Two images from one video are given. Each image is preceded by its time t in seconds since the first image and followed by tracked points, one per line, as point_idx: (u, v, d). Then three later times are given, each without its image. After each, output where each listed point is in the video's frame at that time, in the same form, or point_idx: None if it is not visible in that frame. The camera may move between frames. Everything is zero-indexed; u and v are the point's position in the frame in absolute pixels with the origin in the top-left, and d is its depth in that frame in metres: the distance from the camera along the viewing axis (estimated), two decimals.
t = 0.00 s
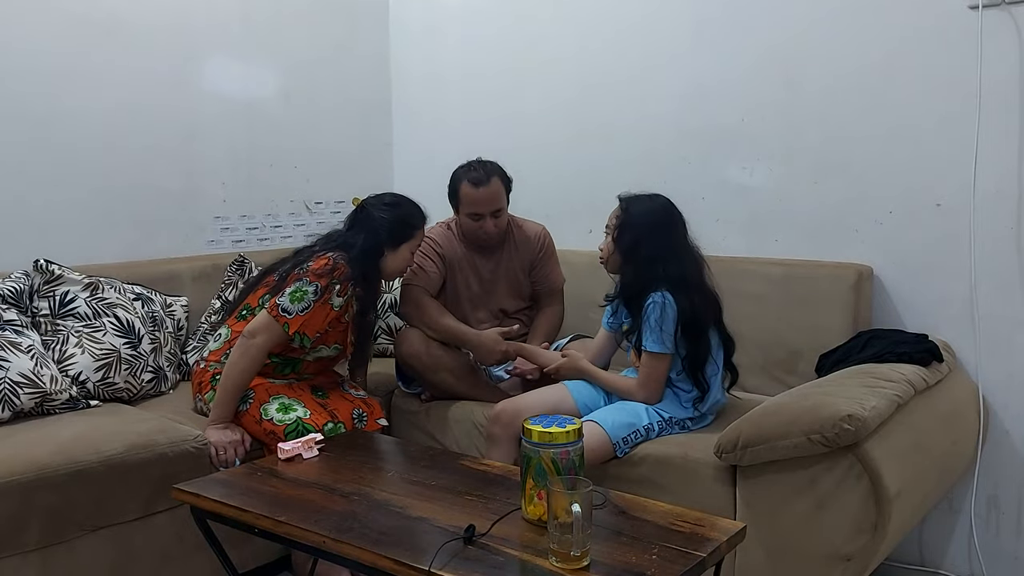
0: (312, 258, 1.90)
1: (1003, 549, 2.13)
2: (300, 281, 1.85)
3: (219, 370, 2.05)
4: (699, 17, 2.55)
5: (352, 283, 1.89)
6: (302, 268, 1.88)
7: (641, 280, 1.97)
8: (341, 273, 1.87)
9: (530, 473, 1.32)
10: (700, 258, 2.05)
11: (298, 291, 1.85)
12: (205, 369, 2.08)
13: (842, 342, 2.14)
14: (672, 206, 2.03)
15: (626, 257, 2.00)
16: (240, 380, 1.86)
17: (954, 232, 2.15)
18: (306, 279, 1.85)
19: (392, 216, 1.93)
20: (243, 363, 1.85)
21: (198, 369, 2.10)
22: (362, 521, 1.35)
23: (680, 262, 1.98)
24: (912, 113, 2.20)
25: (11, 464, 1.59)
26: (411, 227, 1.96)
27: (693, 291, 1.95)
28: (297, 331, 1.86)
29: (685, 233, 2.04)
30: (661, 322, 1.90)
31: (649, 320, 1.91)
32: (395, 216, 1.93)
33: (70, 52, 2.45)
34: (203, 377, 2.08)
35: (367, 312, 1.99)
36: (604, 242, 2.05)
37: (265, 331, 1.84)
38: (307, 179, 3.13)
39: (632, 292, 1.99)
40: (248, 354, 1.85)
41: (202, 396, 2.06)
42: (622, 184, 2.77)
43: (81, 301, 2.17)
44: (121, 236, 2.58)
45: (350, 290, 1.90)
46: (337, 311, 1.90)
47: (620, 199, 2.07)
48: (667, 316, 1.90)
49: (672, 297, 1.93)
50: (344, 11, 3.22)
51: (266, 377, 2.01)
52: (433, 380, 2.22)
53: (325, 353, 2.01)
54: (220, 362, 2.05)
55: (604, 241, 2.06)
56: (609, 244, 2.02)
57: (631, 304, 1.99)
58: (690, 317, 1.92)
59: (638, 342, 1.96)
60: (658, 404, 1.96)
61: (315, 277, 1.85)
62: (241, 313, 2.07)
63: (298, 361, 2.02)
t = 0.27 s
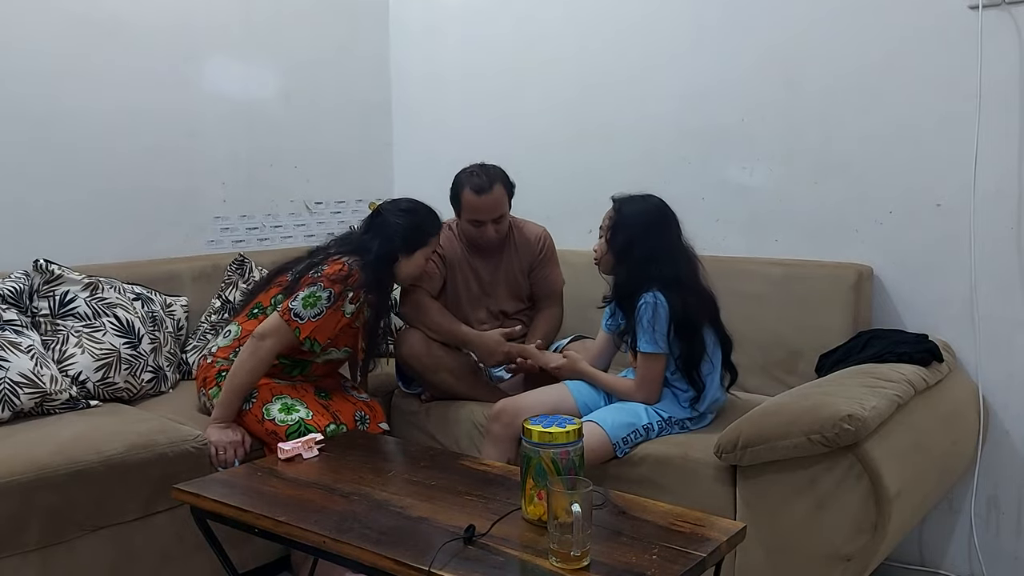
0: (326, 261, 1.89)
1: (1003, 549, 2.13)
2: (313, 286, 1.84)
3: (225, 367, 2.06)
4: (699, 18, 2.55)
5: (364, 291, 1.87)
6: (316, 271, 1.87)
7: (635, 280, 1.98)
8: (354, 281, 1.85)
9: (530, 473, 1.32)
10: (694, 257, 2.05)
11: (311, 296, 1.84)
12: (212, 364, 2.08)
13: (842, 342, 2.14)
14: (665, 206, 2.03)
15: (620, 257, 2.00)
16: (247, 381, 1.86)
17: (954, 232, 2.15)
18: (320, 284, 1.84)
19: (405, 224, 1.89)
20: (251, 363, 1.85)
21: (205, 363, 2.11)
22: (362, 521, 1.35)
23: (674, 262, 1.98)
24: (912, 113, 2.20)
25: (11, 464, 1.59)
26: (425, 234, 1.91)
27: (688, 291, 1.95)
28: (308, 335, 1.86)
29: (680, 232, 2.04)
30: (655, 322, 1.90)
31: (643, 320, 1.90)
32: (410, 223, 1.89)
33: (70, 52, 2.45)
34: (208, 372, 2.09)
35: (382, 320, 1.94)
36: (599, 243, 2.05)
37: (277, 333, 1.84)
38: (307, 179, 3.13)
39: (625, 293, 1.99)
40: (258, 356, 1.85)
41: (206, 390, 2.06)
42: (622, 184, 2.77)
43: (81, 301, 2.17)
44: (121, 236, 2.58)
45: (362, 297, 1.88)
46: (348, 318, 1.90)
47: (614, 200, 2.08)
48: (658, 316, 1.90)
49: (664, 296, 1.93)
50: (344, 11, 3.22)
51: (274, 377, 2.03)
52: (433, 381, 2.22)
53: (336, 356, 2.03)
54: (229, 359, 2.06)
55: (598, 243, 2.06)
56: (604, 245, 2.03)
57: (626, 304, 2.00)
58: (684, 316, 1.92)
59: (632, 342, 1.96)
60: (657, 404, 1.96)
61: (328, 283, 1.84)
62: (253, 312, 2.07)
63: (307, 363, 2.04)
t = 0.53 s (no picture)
0: (339, 263, 1.87)
1: (1003, 548, 2.13)
2: (326, 291, 1.82)
3: (230, 364, 2.05)
4: (699, 18, 2.55)
5: (374, 297, 1.85)
6: (328, 274, 1.85)
7: (632, 280, 1.98)
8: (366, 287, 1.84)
9: (530, 473, 1.32)
10: (691, 256, 2.05)
11: (323, 302, 1.82)
12: (217, 360, 2.08)
13: (842, 342, 2.14)
14: (660, 207, 2.03)
15: (616, 258, 2.00)
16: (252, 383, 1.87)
17: (954, 232, 2.15)
18: (332, 290, 1.82)
19: (419, 230, 1.84)
20: (258, 366, 1.85)
21: (210, 359, 2.11)
22: (362, 521, 1.35)
23: (670, 262, 1.98)
24: (912, 114, 2.20)
25: (10, 464, 1.59)
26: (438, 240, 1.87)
27: (685, 291, 1.95)
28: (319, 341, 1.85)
29: (675, 232, 2.04)
30: (653, 323, 1.90)
31: (642, 322, 1.91)
32: (422, 228, 1.85)
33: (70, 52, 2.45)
34: (213, 368, 2.09)
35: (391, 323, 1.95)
36: (595, 245, 2.05)
37: (286, 338, 1.83)
38: (307, 179, 3.13)
39: (623, 293, 1.99)
40: (268, 359, 1.85)
41: (210, 386, 2.06)
42: (622, 184, 2.77)
43: (81, 301, 2.17)
44: (121, 237, 2.58)
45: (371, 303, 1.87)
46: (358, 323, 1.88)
47: (608, 201, 2.08)
48: (657, 316, 1.90)
49: (662, 296, 1.93)
50: (344, 11, 3.22)
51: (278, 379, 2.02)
52: (433, 381, 2.22)
53: (344, 359, 2.00)
54: (235, 356, 2.06)
55: (595, 245, 2.06)
56: (599, 248, 2.03)
57: (624, 305, 2.00)
58: (682, 316, 1.92)
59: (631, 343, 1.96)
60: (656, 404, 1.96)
61: (341, 289, 1.82)
62: (262, 310, 2.06)
63: (313, 364, 2.03)
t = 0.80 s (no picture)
0: (349, 266, 1.86)
1: (1003, 549, 2.12)
2: (337, 295, 1.82)
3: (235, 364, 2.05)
4: (699, 18, 2.55)
5: (381, 301, 1.85)
6: (338, 277, 1.84)
7: (628, 281, 1.98)
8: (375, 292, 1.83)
9: (530, 473, 1.31)
10: (686, 256, 2.05)
11: (334, 306, 1.82)
12: (222, 357, 2.07)
13: (842, 342, 2.14)
14: (654, 206, 2.03)
15: (611, 260, 2.00)
16: (256, 384, 1.86)
17: (954, 232, 2.15)
18: (343, 294, 1.82)
19: (430, 235, 1.83)
20: (265, 367, 1.85)
21: (215, 356, 2.10)
22: (362, 521, 1.35)
23: (666, 263, 1.98)
24: (912, 113, 2.20)
25: (10, 464, 1.59)
26: (449, 245, 1.85)
27: (681, 291, 1.95)
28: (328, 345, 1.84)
29: (670, 231, 2.04)
30: (650, 324, 1.90)
31: (638, 323, 1.91)
32: (434, 233, 1.83)
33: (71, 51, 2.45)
34: (217, 364, 2.08)
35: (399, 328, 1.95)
36: (590, 247, 2.05)
37: (294, 341, 1.83)
38: (307, 179, 3.13)
39: (618, 295, 2.00)
40: (275, 362, 1.84)
41: (214, 382, 2.05)
42: (622, 184, 2.77)
43: (81, 301, 2.17)
44: (121, 237, 2.58)
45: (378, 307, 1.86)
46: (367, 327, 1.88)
47: (603, 202, 2.08)
48: (653, 316, 1.90)
49: (658, 296, 1.93)
50: (344, 11, 3.22)
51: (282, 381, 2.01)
52: (433, 381, 2.22)
53: (349, 361, 1.95)
54: (240, 355, 2.05)
55: (590, 246, 2.06)
56: (595, 249, 2.03)
57: (620, 306, 2.00)
58: (679, 316, 1.92)
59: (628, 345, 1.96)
60: (655, 403, 1.95)
61: (352, 293, 1.82)
62: (268, 310, 2.05)
63: (318, 366, 2.02)
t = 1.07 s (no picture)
0: (353, 267, 1.86)
1: (1003, 549, 2.12)
2: (343, 297, 1.81)
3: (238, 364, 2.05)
4: (699, 17, 2.55)
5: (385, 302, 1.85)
6: (343, 279, 1.83)
7: (625, 281, 1.98)
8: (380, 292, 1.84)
9: (530, 473, 1.31)
10: (683, 255, 2.05)
11: (340, 307, 1.82)
12: (225, 356, 2.07)
13: (842, 342, 2.14)
14: (650, 206, 2.04)
15: (608, 260, 2.00)
16: (260, 384, 1.86)
17: (954, 232, 2.15)
18: (349, 296, 1.81)
19: (435, 237, 1.83)
20: (268, 368, 1.85)
21: (218, 354, 2.10)
22: (362, 521, 1.34)
23: (662, 263, 1.98)
24: (912, 113, 2.20)
25: (10, 464, 1.59)
26: (454, 247, 1.85)
27: (678, 291, 1.95)
28: (333, 347, 1.84)
29: (666, 231, 2.04)
30: (647, 324, 1.90)
31: (635, 323, 1.91)
32: (439, 235, 1.83)
33: (71, 51, 2.45)
34: (220, 363, 2.08)
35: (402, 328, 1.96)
36: (587, 247, 2.06)
37: (298, 343, 1.83)
38: (307, 179, 3.13)
39: (615, 295, 2.00)
40: (279, 364, 1.85)
41: (216, 381, 2.05)
42: (622, 184, 2.77)
43: (81, 301, 2.16)
44: (121, 237, 2.58)
45: (383, 308, 1.87)
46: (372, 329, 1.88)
47: (598, 203, 2.08)
48: (650, 316, 1.90)
49: (656, 296, 1.93)
50: (344, 10, 3.22)
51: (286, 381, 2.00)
52: (433, 381, 2.22)
53: (353, 362, 1.93)
54: (243, 355, 2.05)
55: (587, 247, 2.07)
56: (592, 250, 2.04)
57: (618, 307, 2.00)
58: (677, 314, 1.92)
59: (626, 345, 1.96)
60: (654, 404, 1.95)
61: (358, 295, 1.82)
62: (273, 309, 2.05)
63: (322, 367, 2.01)
